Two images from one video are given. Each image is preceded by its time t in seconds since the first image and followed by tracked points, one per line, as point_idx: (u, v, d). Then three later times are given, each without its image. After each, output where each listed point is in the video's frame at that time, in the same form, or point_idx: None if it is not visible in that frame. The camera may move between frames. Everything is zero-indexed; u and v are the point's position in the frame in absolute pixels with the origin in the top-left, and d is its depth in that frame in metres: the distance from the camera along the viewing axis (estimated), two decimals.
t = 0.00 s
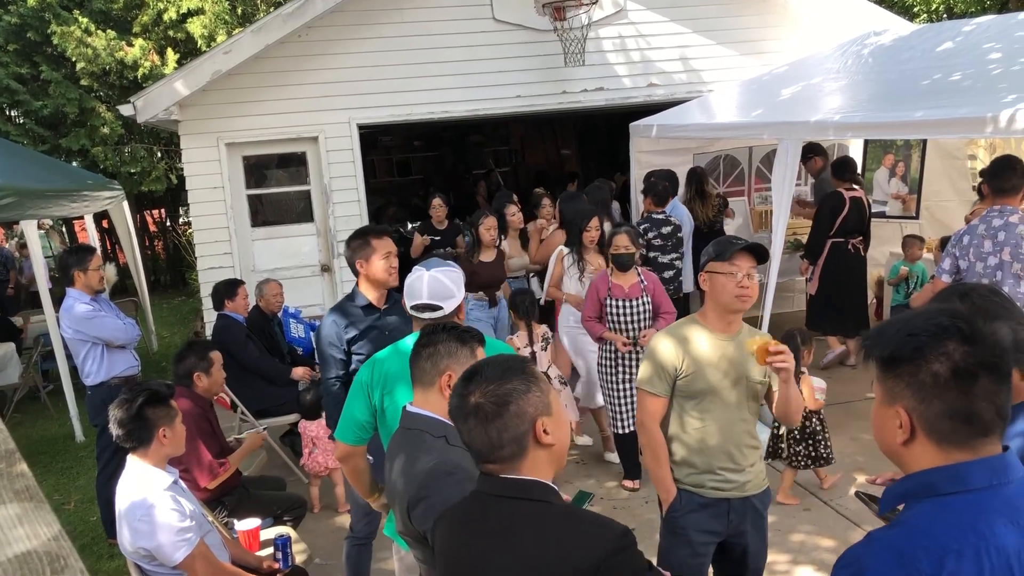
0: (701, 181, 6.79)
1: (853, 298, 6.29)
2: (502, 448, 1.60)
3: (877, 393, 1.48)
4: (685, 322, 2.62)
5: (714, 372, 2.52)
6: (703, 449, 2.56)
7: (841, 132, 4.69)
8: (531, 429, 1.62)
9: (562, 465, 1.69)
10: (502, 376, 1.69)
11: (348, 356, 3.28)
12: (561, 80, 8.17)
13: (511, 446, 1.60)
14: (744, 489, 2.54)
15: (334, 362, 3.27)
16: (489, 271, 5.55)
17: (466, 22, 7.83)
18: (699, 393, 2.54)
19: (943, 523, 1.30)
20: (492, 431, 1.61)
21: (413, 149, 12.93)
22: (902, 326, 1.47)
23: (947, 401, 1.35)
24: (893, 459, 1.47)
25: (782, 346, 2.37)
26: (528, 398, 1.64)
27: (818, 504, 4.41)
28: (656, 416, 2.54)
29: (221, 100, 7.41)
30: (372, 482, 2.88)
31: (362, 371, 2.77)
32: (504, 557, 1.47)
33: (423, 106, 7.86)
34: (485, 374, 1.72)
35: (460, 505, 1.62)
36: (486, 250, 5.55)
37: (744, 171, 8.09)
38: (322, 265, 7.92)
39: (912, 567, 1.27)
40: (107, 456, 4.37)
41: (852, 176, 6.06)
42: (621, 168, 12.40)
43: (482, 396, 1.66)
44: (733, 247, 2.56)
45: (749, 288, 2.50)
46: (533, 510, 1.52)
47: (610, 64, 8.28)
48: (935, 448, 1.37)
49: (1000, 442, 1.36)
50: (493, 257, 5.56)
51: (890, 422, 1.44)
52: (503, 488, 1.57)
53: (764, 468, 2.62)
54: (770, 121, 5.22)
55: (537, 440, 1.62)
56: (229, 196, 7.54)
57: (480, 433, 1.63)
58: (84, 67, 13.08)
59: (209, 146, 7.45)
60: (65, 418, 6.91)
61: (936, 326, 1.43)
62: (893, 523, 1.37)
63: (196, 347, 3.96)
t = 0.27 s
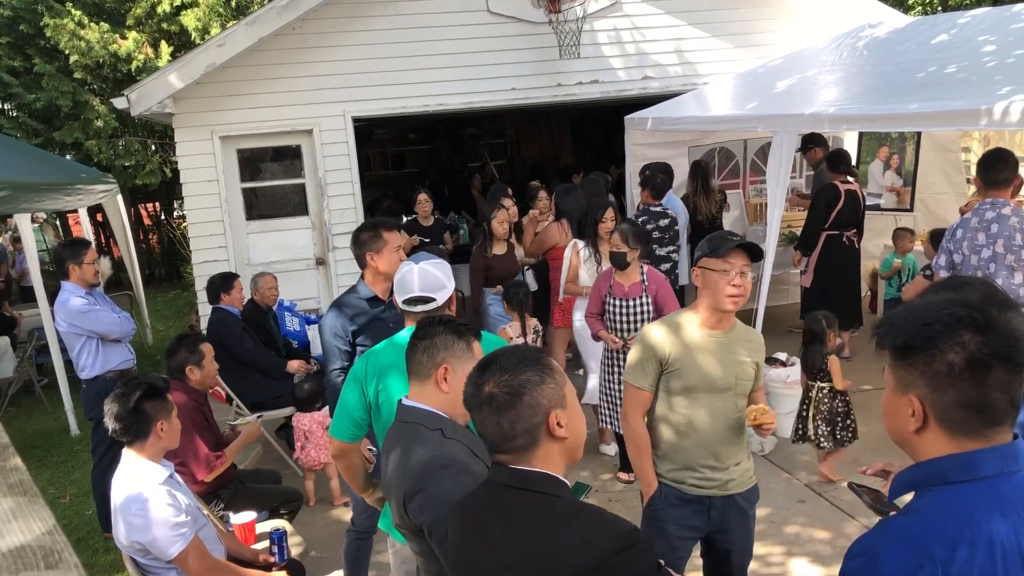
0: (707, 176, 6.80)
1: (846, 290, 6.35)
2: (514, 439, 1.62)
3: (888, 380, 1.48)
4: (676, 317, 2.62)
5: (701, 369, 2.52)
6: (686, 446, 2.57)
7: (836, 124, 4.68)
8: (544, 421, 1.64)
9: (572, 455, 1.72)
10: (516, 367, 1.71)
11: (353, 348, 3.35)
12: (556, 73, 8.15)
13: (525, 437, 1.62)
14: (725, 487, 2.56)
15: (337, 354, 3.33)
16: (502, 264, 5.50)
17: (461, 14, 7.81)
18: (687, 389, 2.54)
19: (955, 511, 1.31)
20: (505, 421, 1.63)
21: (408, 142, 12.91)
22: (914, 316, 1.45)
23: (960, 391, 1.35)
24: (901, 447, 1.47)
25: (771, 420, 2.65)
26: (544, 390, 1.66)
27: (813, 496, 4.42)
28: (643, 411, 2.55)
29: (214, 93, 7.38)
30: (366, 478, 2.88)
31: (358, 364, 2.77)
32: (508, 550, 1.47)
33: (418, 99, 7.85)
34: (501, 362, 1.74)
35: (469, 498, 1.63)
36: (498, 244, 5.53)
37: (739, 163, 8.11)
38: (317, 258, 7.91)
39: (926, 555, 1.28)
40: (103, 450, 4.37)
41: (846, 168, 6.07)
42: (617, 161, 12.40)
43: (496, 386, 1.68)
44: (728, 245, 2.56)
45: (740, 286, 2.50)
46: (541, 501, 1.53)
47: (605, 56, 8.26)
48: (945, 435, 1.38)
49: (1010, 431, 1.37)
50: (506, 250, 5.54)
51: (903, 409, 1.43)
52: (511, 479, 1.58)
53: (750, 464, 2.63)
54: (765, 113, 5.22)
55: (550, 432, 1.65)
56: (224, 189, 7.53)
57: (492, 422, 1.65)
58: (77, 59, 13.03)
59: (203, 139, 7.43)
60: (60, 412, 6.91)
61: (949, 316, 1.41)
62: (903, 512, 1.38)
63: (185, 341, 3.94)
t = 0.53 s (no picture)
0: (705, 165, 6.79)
1: (839, 280, 6.36)
2: (534, 425, 1.64)
3: (907, 359, 1.47)
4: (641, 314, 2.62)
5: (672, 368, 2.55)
6: (661, 443, 2.60)
7: (829, 114, 4.68)
8: (564, 410, 1.67)
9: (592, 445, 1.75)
10: (538, 355, 1.74)
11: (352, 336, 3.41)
12: (549, 62, 8.13)
13: (542, 425, 1.64)
14: (703, 483, 2.60)
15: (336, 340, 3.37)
16: (518, 258, 5.50)
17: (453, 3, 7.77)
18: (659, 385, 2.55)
19: (969, 492, 1.31)
20: (526, 408, 1.66)
21: (400, 133, 12.88)
22: (942, 295, 1.43)
23: (984, 374, 1.35)
24: (914, 426, 1.48)
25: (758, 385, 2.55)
26: (565, 378, 1.70)
27: (805, 485, 4.44)
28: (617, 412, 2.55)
29: (204, 83, 7.35)
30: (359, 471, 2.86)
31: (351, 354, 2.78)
32: (521, 539, 1.47)
33: (411, 89, 7.83)
34: (524, 349, 1.77)
35: (486, 484, 1.64)
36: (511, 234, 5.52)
37: (732, 153, 8.10)
38: (310, 249, 7.90)
39: (940, 534, 1.28)
40: (95, 442, 4.37)
41: (838, 159, 6.09)
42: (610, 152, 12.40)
43: (518, 373, 1.72)
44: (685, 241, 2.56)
45: (702, 284, 2.55)
46: (558, 487, 1.53)
47: (598, 46, 8.24)
48: (961, 417, 1.38)
49: None
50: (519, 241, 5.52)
51: (920, 387, 1.43)
52: (528, 465, 1.59)
53: (726, 459, 2.67)
54: (759, 103, 5.21)
55: (570, 422, 1.67)
56: (216, 179, 7.50)
57: (512, 408, 1.69)
58: (67, 49, 12.94)
59: (195, 129, 7.40)
60: (52, 404, 6.90)
61: (977, 301, 1.38)
62: (915, 491, 1.38)
63: (179, 332, 3.94)
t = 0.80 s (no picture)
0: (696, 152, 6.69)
1: (830, 269, 6.37)
2: (538, 416, 1.63)
3: (914, 338, 1.47)
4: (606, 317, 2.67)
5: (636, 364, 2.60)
6: (636, 438, 2.63)
7: (819, 103, 4.68)
8: (569, 404, 1.64)
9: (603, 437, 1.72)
10: (545, 348, 1.71)
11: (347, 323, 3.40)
12: (541, 51, 8.10)
13: (546, 418, 1.62)
14: (682, 477, 2.61)
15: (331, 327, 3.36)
16: (541, 247, 5.23)
17: None
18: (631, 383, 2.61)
19: (976, 470, 1.32)
20: (531, 399, 1.65)
21: (391, 122, 12.83)
22: (956, 276, 1.44)
23: (994, 353, 1.36)
24: (919, 407, 1.48)
25: (688, 375, 2.50)
26: (573, 371, 1.67)
27: (796, 473, 4.47)
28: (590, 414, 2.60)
29: (193, 72, 7.31)
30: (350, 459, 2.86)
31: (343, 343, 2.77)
32: (537, 525, 1.47)
33: (401, 78, 7.80)
34: (533, 340, 1.74)
35: (494, 471, 1.64)
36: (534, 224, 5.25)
37: (723, 142, 8.10)
38: (301, 239, 7.87)
39: (946, 511, 1.29)
40: (86, 432, 4.36)
41: (829, 148, 6.14)
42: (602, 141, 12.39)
43: (525, 363, 1.70)
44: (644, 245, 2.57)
45: (661, 285, 2.55)
46: (570, 475, 1.52)
47: (589, 34, 8.21)
48: (970, 397, 1.39)
49: None
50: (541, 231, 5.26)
51: (926, 366, 1.43)
52: (536, 453, 1.58)
53: (705, 453, 2.69)
54: (750, 92, 5.20)
55: (575, 417, 1.64)
56: (206, 169, 7.47)
57: (521, 399, 1.67)
58: (55, 37, 12.82)
59: (184, 118, 7.36)
60: (41, 394, 6.88)
61: (993, 283, 1.40)
62: (920, 470, 1.39)
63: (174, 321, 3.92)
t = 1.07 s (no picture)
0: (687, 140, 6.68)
1: (822, 257, 6.39)
2: (536, 404, 1.63)
3: (910, 320, 1.47)
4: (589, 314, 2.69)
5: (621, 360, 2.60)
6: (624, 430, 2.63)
7: (811, 90, 4.67)
8: (566, 397, 1.62)
9: (603, 429, 1.69)
10: (549, 338, 1.68)
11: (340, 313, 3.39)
12: (533, 38, 8.07)
13: (544, 407, 1.62)
14: (671, 467, 2.62)
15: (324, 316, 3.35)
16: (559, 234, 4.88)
17: None
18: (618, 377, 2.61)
19: (974, 449, 1.33)
20: (530, 387, 1.65)
21: (382, 110, 12.78)
22: (953, 259, 1.43)
23: (990, 334, 1.36)
24: (913, 388, 1.48)
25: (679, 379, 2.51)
26: (573, 365, 1.64)
27: (786, 460, 4.50)
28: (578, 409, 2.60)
29: (182, 60, 7.26)
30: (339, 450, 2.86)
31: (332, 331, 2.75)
32: (548, 508, 1.48)
33: (393, 66, 7.76)
34: (538, 329, 1.72)
35: (499, 454, 1.64)
36: (555, 212, 4.85)
37: (714, 130, 8.10)
38: (292, 228, 7.85)
39: (945, 486, 1.30)
40: (77, 421, 4.35)
41: (822, 136, 6.16)
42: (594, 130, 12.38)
43: (526, 351, 1.69)
44: (631, 248, 2.55)
45: (642, 287, 2.58)
46: (574, 460, 1.52)
47: (581, 22, 8.18)
48: (967, 377, 1.39)
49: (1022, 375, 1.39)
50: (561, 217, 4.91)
51: (924, 347, 1.43)
52: (541, 437, 1.58)
53: (693, 443, 2.70)
54: (742, 79, 5.19)
55: (573, 409, 1.62)
56: (195, 157, 7.43)
57: (521, 388, 1.67)
58: (42, 24, 12.71)
59: (174, 106, 7.31)
60: (31, 384, 6.87)
61: (991, 265, 1.41)
62: (917, 449, 1.39)
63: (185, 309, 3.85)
